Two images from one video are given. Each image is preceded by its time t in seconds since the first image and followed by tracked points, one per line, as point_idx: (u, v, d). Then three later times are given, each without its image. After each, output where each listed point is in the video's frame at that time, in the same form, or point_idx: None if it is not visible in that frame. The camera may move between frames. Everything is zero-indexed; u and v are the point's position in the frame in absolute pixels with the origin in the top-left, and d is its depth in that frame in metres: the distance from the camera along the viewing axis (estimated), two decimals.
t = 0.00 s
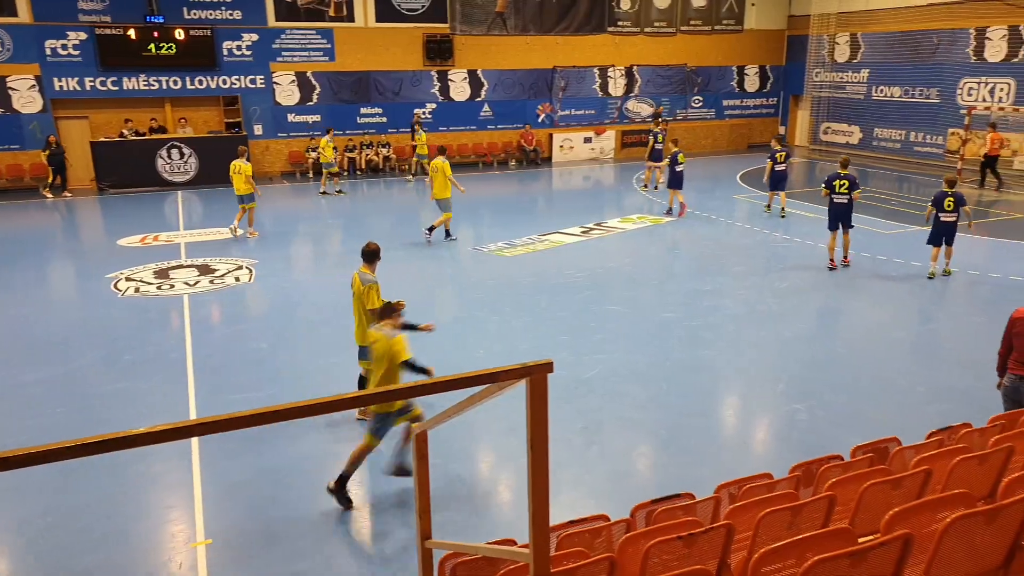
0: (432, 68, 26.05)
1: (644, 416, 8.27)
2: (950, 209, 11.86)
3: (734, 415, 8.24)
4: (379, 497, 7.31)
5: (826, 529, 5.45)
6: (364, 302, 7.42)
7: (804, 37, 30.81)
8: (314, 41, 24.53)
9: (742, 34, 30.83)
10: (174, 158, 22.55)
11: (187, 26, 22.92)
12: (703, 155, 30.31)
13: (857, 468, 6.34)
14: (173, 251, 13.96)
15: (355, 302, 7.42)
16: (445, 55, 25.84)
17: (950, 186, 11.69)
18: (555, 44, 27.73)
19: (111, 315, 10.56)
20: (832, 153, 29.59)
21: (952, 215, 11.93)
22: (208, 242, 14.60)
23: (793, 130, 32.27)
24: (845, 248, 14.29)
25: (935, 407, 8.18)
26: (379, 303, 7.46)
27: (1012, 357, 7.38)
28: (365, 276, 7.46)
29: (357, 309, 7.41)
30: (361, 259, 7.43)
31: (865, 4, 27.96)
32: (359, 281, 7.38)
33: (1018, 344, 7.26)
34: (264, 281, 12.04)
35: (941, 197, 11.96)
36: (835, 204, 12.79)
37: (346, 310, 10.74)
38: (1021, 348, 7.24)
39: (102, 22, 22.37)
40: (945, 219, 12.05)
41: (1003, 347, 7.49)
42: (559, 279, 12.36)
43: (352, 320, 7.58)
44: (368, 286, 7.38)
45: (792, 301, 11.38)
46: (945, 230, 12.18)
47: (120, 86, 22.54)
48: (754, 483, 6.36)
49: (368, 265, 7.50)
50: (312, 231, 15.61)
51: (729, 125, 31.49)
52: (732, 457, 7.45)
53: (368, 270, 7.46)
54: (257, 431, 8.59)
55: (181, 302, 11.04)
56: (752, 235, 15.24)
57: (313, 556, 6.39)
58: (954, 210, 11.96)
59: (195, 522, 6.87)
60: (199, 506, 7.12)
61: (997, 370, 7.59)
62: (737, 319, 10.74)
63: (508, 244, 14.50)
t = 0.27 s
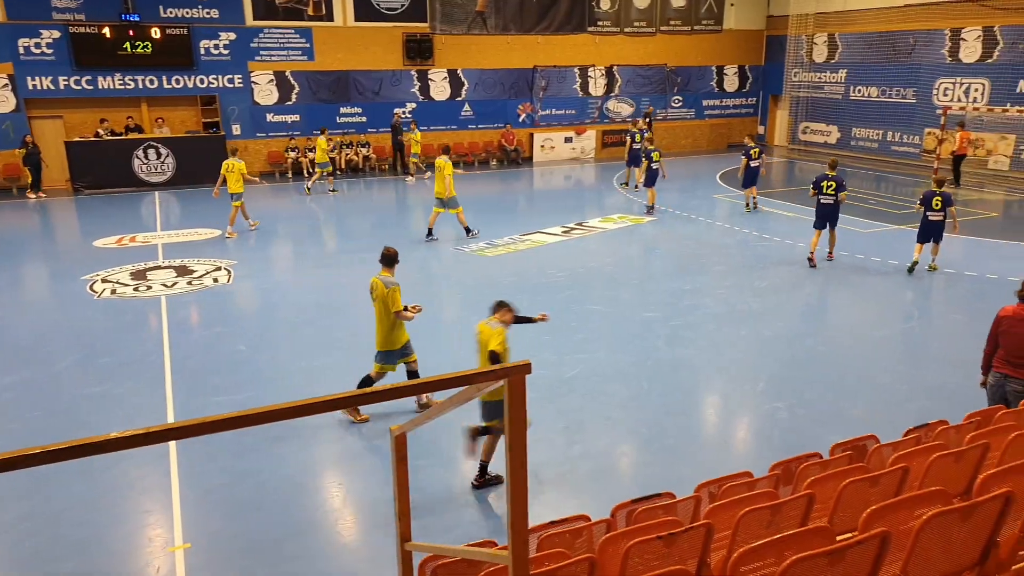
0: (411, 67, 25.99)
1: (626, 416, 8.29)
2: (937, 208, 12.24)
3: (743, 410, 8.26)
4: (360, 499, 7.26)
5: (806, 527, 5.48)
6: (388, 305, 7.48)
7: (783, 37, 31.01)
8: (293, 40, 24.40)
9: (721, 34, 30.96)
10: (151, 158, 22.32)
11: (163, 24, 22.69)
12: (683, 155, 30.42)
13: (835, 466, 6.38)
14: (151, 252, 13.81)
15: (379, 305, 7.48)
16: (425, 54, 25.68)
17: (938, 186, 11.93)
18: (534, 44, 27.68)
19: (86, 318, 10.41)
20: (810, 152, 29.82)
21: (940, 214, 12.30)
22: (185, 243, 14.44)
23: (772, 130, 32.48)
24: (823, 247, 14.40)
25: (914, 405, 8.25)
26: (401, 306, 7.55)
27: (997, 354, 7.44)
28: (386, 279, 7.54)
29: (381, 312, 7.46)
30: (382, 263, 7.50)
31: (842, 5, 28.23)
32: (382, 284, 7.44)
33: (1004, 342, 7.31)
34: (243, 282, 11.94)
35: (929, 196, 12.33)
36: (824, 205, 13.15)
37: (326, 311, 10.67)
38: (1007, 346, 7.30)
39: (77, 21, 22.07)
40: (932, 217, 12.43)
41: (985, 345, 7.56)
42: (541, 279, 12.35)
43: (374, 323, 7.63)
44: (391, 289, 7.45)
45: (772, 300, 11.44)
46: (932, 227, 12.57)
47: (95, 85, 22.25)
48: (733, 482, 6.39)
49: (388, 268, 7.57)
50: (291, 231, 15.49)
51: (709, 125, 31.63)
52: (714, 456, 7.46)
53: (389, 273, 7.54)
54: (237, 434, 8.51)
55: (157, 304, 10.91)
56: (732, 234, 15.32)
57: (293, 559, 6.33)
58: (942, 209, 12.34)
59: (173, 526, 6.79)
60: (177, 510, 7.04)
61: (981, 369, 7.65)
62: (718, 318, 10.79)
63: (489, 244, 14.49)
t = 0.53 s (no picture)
0: (396, 67, 25.90)
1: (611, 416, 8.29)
2: (925, 203, 12.40)
3: (813, 401, 8.37)
4: (344, 502, 7.22)
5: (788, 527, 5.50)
6: (408, 298, 7.54)
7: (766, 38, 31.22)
8: (276, 40, 24.26)
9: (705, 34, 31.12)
10: (132, 159, 22.13)
11: (144, 24, 22.48)
12: (668, 155, 30.51)
13: (818, 465, 6.42)
14: (133, 254, 13.69)
15: (399, 298, 7.54)
16: (409, 54, 25.63)
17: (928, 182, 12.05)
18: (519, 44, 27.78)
19: (65, 321, 10.30)
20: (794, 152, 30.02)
21: (928, 209, 12.48)
22: (167, 245, 14.31)
23: (756, 130, 32.62)
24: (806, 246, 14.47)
25: (897, 403, 8.31)
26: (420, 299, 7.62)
27: (978, 351, 7.52)
28: (405, 272, 7.59)
29: (401, 304, 7.51)
30: (401, 257, 7.56)
31: (824, 6, 28.41)
32: (401, 277, 7.49)
33: (985, 339, 7.39)
34: (227, 284, 11.86)
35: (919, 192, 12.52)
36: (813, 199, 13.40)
37: (310, 313, 10.62)
38: (987, 343, 7.37)
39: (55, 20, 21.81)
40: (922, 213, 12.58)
41: (968, 341, 7.64)
42: (526, 280, 12.35)
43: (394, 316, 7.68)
44: (411, 282, 7.51)
45: (756, 300, 11.49)
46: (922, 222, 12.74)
47: (74, 85, 22.00)
48: (717, 482, 6.42)
49: (407, 261, 7.63)
50: (274, 233, 15.40)
51: (693, 125, 31.77)
52: (699, 456, 7.48)
53: (408, 267, 7.59)
54: (220, 438, 8.45)
55: (138, 307, 10.81)
56: (716, 234, 15.38)
57: (276, 564, 6.28)
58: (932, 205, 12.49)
59: (155, 531, 6.73)
60: (159, 515, 6.98)
61: (963, 365, 7.73)
62: (702, 318, 10.82)
63: (475, 245, 14.49)
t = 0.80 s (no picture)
0: (377, 66, 25.85)
1: (595, 414, 8.30)
2: (909, 197, 12.68)
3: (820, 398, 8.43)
4: (327, 504, 7.17)
5: (771, 523, 5.53)
6: (425, 300, 7.58)
7: (746, 37, 31.43)
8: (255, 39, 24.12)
9: (686, 34, 31.28)
10: (110, 160, 21.86)
11: (121, 23, 22.23)
12: (650, 154, 30.59)
13: (800, 462, 6.47)
14: (111, 256, 13.52)
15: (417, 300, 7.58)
16: (390, 53, 25.61)
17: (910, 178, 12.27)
18: (500, 43, 27.76)
19: (41, 323, 10.14)
20: (774, 151, 30.25)
21: (910, 204, 12.75)
22: (145, 246, 14.15)
23: (736, 129, 32.82)
24: (787, 244, 14.59)
25: (878, 399, 8.39)
26: (438, 302, 7.66)
27: (954, 343, 7.69)
28: (426, 274, 7.61)
29: (419, 307, 7.56)
30: (423, 260, 7.56)
31: (803, 5, 28.64)
32: (422, 280, 7.51)
33: (958, 332, 7.55)
34: (207, 285, 11.75)
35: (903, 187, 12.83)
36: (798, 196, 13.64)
37: (292, 314, 10.54)
38: (960, 335, 7.54)
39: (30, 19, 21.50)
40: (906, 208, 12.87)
41: (947, 333, 7.81)
42: (510, 279, 12.34)
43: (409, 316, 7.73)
44: (431, 285, 7.54)
45: (739, 298, 11.55)
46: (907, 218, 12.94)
47: (50, 85, 21.69)
48: (700, 479, 6.45)
49: (429, 264, 7.63)
50: (255, 233, 15.28)
51: (674, 124, 31.90)
52: (683, 453, 7.50)
53: (429, 269, 7.61)
54: (201, 440, 8.37)
55: (116, 309, 10.67)
56: (698, 233, 15.46)
57: (258, 567, 6.22)
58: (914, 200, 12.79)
59: (135, 536, 6.64)
60: (138, 520, 6.88)
61: (943, 355, 7.92)
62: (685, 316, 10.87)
63: (458, 244, 14.47)
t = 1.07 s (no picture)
0: (352, 68, 25.64)
1: (574, 416, 8.30)
2: (886, 195, 13.10)
3: (786, 399, 8.43)
4: (305, 509, 7.09)
5: (749, 522, 5.58)
6: (445, 295, 7.79)
7: (720, 39, 31.70)
8: (227, 40, 23.82)
9: (661, 36, 31.50)
10: (78, 162, 21.42)
11: (89, 23, 21.83)
12: (626, 156, 30.70)
13: (777, 460, 6.52)
14: (81, 260, 13.27)
15: (436, 295, 7.76)
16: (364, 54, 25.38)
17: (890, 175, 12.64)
18: (476, 44, 27.73)
19: (8, 330, 9.91)
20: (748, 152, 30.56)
21: (889, 201, 13.16)
22: (115, 251, 13.90)
23: (711, 130, 33.06)
24: (761, 244, 14.73)
25: (852, 397, 8.49)
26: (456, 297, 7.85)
27: (923, 339, 7.81)
28: (443, 270, 7.83)
29: (439, 301, 7.74)
30: (441, 255, 7.77)
31: (776, 7, 29.01)
32: (442, 274, 7.72)
33: (925, 328, 7.69)
34: (180, 290, 11.57)
35: (882, 186, 13.33)
36: (775, 191, 14.23)
37: (267, 318, 10.41)
38: (928, 332, 7.66)
39: None
40: (884, 205, 13.28)
41: (918, 331, 7.93)
42: (487, 281, 12.30)
43: (427, 312, 7.86)
44: (450, 279, 7.76)
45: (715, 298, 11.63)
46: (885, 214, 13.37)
47: (15, 86, 21.23)
48: (679, 479, 6.48)
49: (445, 259, 7.86)
50: (228, 236, 15.09)
51: (650, 125, 32.05)
52: (661, 453, 7.53)
53: (446, 265, 7.83)
54: (175, 448, 8.23)
55: (86, 315, 10.47)
56: (674, 234, 15.55)
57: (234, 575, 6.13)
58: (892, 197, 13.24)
59: (108, 545, 6.51)
60: (110, 529, 6.76)
61: (914, 353, 8.03)
62: (662, 316, 10.92)
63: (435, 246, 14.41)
